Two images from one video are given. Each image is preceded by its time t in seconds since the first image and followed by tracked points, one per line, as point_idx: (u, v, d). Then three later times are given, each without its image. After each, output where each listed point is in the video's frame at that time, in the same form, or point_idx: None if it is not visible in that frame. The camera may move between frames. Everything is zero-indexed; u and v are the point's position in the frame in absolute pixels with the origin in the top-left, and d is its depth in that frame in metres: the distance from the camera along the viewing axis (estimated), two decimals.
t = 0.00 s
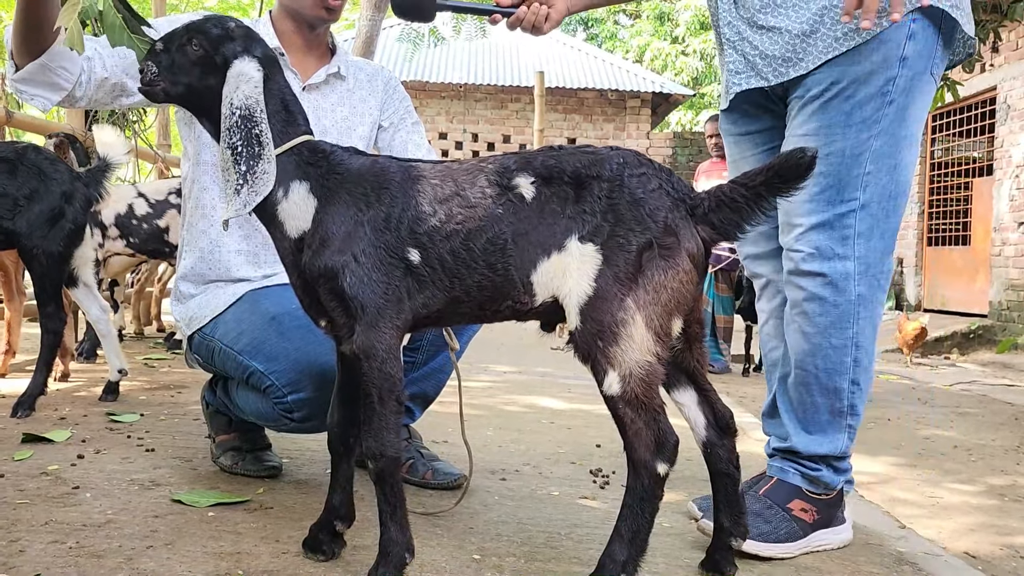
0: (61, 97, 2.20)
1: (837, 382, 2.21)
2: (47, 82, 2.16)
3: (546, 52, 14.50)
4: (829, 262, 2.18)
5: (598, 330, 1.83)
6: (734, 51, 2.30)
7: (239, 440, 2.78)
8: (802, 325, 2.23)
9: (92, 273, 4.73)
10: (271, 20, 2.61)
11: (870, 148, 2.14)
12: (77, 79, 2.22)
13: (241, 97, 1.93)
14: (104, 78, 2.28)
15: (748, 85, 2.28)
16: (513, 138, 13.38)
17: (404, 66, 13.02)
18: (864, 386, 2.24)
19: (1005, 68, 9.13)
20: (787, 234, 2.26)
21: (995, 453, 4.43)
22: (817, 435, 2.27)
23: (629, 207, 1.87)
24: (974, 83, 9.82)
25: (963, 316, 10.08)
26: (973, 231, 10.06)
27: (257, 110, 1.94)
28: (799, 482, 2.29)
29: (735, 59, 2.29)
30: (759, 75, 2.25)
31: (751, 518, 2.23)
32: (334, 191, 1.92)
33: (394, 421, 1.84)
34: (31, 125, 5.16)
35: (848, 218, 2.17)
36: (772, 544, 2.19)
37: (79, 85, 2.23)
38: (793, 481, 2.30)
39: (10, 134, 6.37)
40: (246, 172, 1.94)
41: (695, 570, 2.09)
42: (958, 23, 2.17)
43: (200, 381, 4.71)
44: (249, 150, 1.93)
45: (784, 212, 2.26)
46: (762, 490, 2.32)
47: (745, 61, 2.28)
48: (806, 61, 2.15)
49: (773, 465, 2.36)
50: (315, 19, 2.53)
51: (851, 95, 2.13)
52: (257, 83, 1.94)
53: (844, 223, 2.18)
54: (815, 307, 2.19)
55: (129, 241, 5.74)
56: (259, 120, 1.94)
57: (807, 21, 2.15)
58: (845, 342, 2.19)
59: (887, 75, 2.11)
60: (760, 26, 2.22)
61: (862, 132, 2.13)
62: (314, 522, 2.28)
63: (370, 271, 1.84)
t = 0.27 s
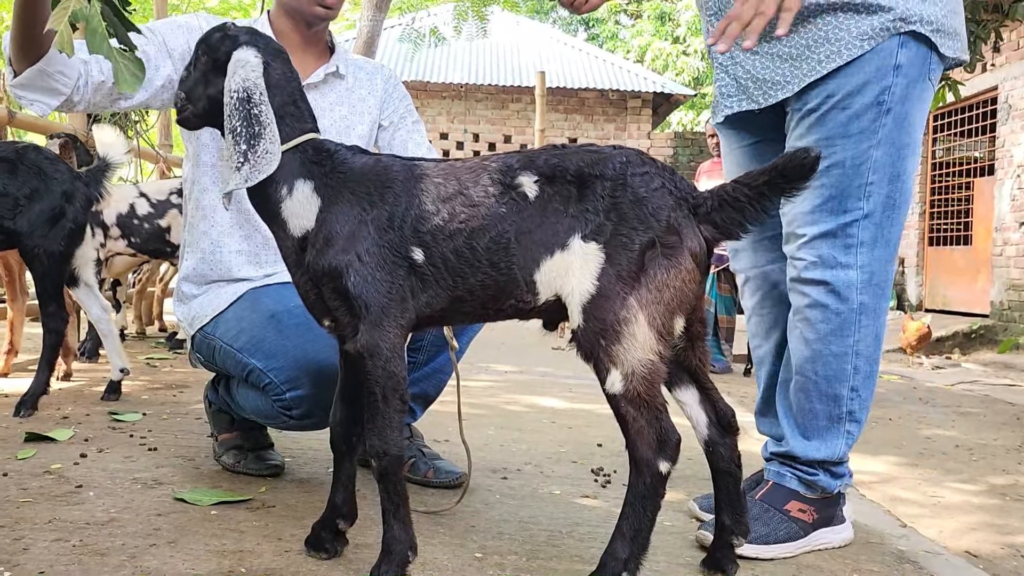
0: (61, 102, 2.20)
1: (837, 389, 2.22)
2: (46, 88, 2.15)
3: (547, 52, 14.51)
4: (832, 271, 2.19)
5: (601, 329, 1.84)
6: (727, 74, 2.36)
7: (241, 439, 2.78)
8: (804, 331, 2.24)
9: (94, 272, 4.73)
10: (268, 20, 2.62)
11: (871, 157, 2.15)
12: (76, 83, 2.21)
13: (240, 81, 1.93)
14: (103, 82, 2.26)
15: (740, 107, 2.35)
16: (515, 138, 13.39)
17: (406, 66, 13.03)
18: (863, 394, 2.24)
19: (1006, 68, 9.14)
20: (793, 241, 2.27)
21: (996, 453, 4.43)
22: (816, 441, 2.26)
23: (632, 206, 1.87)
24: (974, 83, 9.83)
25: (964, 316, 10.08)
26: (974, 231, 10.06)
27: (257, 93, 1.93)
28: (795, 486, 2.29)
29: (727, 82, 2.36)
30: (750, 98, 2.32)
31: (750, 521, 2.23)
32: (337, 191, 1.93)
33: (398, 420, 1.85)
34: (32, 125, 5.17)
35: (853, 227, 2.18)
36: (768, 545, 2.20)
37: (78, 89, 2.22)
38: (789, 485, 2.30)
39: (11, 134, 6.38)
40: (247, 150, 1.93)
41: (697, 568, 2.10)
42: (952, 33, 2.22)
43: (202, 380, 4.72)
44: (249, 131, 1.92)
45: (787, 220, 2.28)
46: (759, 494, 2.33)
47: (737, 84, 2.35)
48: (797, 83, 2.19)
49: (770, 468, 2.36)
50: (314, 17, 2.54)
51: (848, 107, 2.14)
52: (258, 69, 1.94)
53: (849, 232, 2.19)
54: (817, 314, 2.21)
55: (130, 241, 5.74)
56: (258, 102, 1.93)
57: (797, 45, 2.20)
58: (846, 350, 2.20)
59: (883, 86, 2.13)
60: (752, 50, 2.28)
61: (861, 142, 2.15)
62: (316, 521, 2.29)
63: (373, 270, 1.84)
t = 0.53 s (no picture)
0: (59, 105, 2.20)
1: (826, 397, 2.24)
2: (43, 91, 2.16)
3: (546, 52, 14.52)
4: (816, 277, 2.25)
5: (603, 330, 1.84)
6: (733, 96, 2.48)
7: (241, 441, 2.79)
8: (791, 338, 2.29)
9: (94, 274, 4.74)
10: (266, 22, 2.63)
11: (854, 163, 2.20)
12: (74, 86, 2.20)
13: (209, 102, 2.02)
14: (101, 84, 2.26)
15: (746, 123, 2.43)
16: (515, 138, 13.40)
17: (406, 67, 13.04)
18: (853, 403, 2.25)
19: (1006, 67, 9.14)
20: (779, 250, 2.35)
21: (996, 452, 4.44)
22: (808, 448, 2.28)
23: (634, 207, 1.88)
24: (974, 82, 9.84)
25: (965, 315, 10.09)
26: (975, 230, 10.06)
27: (219, 111, 2.01)
28: (792, 487, 2.30)
29: (734, 102, 2.47)
30: (755, 115, 2.41)
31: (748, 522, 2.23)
32: (339, 192, 1.93)
33: (402, 421, 1.85)
34: (33, 127, 5.19)
35: (836, 233, 2.23)
36: (767, 545, 2.21)
37: (76, 93, 2.22)
38: (785, 486, 2.31)
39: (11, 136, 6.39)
40: (193, 167, 1.98)
41: (696, 568, 2.11)
42: (939, 47, 2.27)
43: (203, 381, 4.73)
44: (200, 149, 1.98)
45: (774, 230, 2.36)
46: (756, 495, 2.33)
47: (743, 104, 2.45)
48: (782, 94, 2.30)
49: (767, 471, 2.37)
50: (311, 19, 2.54)
51: (829, 112, 2.21)
52: (228, 84, 2.03)
53: (833, 238, 2.24)
54: (802, 322, 2.27)
55: (131, 242, 5.75)
56: (219, 119, 2.00)
57: (783, 59, 2.31)
58: (832, 357, 2.24)
59: (865, 91, 2.18)
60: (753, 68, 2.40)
61: (843, 147, 2.21)
62: (316, 521, 2.29)
63: (376, 271, 1.85)
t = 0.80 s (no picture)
0: (58, 107, 2.20)
1: (819, 394, 2.25)
2: (42, 93, 2.17)
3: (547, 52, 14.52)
4: (803, 276, 2.25)
5: (604, 331, 1.84)
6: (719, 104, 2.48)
7: (242, 442, 2.79)
8: (780, 337, 2.30)
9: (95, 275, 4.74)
10: (265, 21, 2.64)
11: (838, 162, 2.23)
12: (72, 88, 2.20)
13: (191, 139, 2.09)
14: (98, 86, 2.25)
15: (735, 132, 2.43)
16: (515, 138, 13.41)
17: (406, 67, 13.05)
18: (846, 399, 2.26)
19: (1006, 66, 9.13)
20: (764, 249, 2.35)
21: (998, 451, 4.44)
22: (804, 447, 2.29)
23: (636, 208, 1.88)
24: (974, 81, 9.84)
25: (966, 314, 10.08)
26: (975, 230, 10.05)
27: (203, 146, 2.08)
28: (791, 486, 2.30)
29: (722, 110, 2.46)
30: (744, 122, 2.40)
31: (749, 523, 2.23)
32: (336, 194, 1.94)
33: (403, 423, 1.85)
34: (35, 129, 5.19)
35: (820, 231, 2.25)
36: (768, 545, 2.21)
37: (75, 95, 2.22)
38: (785, 486, 2.31)
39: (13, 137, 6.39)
40: (206, 207, 2.11)
41: (696, 569, 2.11)
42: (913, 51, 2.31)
43: (204, 382, 4.74)
44: (201, 185, 2.09)
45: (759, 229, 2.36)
46: (755, 495, 2.33)
47: (730, 112, 2.45)
48: (768, 96, 2.30)
49: (766, 470, 2.37)
50: (311, 21, 2.54)
51: (814, 112, 2.23)
52: (202, 116, 2.08)
53: (817, 236, 2.25)
54: (791, 321, 2.26)
55: (131, 243, 5.75)
56: (205, 153, 2.07)
57: (768, 63, 2.32)
58: (822, 355, 2.24)
59: (847, 92, 2.21)
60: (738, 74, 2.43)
61: (828, 147, 2.23)
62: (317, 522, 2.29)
63: (376, 272, 1.85)
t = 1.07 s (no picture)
0: (60, 108, 2.20)
1: (821, 382, 2.25)
2: (45, 95, 2.16)
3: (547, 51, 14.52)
4: (806, 266, 2.26)
5: (604, 329, 1.84)
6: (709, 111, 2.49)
7: (243, 442, 2.80)
8: (784, 328, 2.30)
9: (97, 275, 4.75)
10: (264, 21, 2.64)
11: (834, 159, 2.24)
12: (74, 89, 2.21)
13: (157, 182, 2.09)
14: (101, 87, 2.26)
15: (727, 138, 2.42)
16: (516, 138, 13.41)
17: (407, 67, 13.05)
18: (847, 387, 2.28)
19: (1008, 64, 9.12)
20: (767, 245, 2.35)
21: (999, 449, 4.44)
22: (805, 436, 2.29)
23: (635, 206, 1.89)
24: (975, 78, 9.83)
25: (967, 312, 10.08)
26: (977, 227, 10.05)
27: (168, 188, 2.07)
28: (792, 483, 2.30)
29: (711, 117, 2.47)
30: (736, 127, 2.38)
31: (749, 520, 2.23)
32: (334, 196, 1.94)
33: (405, 422, 1.86)
34: (36, 130, 5.19)
35: (822, 226, 2.25)
36: (768, 544, 2.21)
37: (77, 96, 2.22)
38: (786, 482, 2.31)
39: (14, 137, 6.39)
40: (151, 245, 2.04)
41: (697, 567, 2.12)
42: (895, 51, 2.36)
43: (206, 382, 4.75)
44: (156, 227, 2.05)
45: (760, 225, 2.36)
46: (756, 493, 2.33)
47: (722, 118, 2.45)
48: (766, 99, 2.27)
49: (766, 467, 2.36)
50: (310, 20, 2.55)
51: (811, 112, 2.24)
52: (172, 160, 2.10)
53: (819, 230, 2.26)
54: (796, 310, 2.27)
55: (133, 244, 5.75)
56: (168, 195, 2.06)
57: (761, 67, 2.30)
58: (825, 343, 2.24)
59: (843, 92, 2.23)
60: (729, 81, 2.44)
61: (827, 146, 2.24)
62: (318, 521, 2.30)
63: (375, 272, 1.85)
